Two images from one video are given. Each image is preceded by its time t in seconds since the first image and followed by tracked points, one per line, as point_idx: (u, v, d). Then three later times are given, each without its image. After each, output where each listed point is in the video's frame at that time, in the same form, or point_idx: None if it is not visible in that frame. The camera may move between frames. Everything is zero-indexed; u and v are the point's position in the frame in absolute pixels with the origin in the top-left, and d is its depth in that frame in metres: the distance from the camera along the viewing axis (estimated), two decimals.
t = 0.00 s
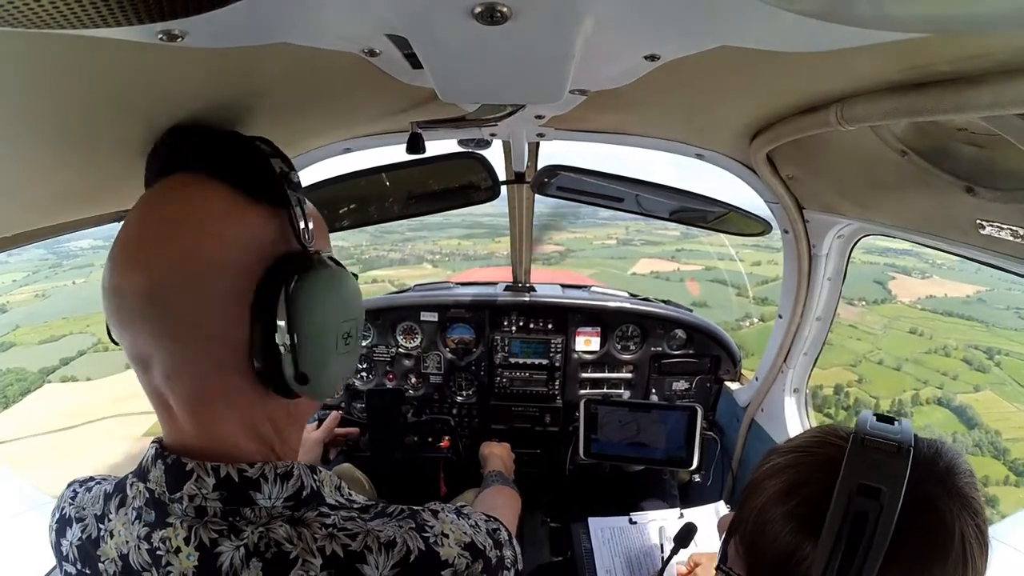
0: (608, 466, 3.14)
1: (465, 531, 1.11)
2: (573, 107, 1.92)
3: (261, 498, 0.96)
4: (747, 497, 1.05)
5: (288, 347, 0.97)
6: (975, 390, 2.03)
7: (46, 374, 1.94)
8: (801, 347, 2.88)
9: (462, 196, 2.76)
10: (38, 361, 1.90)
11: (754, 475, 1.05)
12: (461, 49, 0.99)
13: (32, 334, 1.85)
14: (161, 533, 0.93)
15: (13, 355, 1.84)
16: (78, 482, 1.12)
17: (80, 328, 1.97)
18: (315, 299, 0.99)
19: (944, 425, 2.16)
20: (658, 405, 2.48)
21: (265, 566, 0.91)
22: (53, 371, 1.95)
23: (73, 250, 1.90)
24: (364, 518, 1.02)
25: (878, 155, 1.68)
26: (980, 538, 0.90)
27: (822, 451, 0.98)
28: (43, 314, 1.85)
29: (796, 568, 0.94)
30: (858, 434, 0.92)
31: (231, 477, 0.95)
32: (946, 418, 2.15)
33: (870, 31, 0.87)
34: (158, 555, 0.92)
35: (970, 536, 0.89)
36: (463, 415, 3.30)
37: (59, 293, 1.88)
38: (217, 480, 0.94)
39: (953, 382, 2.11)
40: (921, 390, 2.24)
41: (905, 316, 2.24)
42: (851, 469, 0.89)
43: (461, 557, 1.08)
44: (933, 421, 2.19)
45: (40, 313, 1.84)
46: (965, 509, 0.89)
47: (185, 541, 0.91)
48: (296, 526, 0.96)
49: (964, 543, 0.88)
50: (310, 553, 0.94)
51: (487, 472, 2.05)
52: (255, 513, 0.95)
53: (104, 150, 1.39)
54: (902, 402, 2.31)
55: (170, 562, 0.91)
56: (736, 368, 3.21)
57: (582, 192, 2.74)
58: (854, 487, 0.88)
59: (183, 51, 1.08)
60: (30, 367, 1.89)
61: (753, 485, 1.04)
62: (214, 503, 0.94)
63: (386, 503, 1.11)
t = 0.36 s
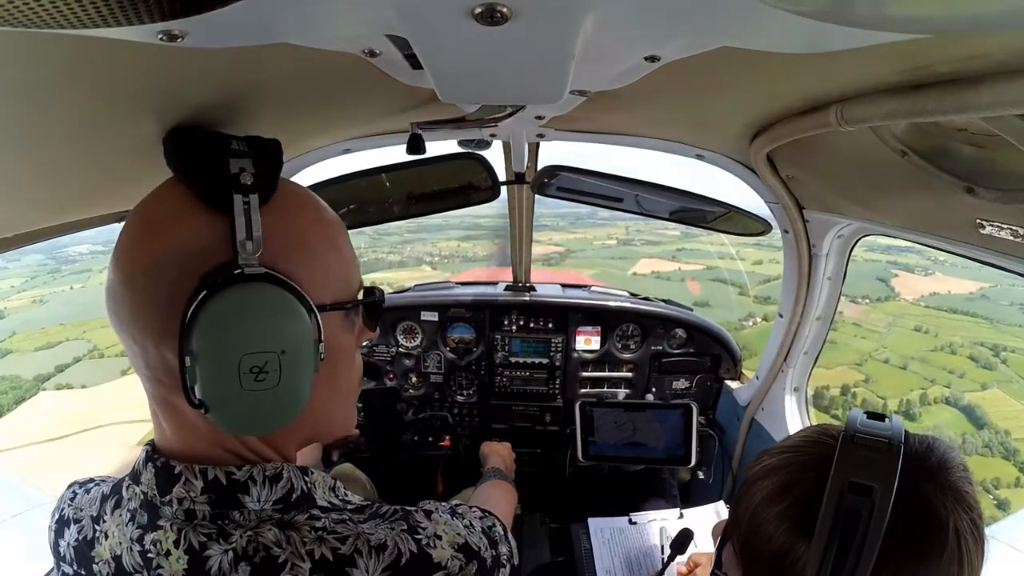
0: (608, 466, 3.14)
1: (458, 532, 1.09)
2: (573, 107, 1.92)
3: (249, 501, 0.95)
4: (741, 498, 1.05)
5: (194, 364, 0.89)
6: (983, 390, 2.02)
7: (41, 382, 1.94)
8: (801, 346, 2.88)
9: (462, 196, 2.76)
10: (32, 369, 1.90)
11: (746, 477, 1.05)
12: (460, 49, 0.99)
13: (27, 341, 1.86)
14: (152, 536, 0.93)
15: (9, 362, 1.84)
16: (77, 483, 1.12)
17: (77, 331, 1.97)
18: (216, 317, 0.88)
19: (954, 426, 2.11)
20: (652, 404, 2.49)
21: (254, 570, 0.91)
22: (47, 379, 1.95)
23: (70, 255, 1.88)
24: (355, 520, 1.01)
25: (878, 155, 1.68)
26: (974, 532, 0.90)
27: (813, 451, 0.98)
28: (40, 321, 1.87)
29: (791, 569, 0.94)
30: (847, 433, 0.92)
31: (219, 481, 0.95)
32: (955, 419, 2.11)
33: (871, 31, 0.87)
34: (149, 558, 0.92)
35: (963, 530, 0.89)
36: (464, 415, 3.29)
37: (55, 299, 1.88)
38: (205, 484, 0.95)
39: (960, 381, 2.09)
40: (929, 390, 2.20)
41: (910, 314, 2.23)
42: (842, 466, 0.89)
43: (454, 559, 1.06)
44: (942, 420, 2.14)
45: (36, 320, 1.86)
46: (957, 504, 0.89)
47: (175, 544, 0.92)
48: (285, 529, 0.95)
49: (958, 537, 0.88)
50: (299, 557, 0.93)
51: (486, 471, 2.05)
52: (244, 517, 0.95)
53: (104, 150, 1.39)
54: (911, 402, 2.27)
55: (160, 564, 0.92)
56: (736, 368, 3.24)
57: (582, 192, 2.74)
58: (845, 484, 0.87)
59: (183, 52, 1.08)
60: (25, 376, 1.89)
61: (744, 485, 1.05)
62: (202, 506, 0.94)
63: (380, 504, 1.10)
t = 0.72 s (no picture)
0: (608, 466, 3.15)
1: (461, 533, 1.09)
2: (573, 107, 1.92)
3: (252, 502, 0.95)
4: (734, 496, 1.05)
5: (194, 363, 0.89)
6: (986, 394, 2.01)
7: (32, 383, 1.94)
8: (801, 347, 2.88)
9: (462, 196, 2.77)
10: (24, 370, 1.89)
11: (740, 475, 1.05)
12: (461, 49, 0.99)
13: (22, 341, 1.84)
14: (155, 537, 0.93)
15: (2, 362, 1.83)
16: (78, 484, 1.12)
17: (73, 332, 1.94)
18: (214, 316, 0.88)
19: (958, 431, 2.10)
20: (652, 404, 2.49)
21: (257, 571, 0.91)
22: (40, 380, 1.95)
23: (67, 253, 1.88)
24: (358, 521, 1.01)
25: (878, 155, 1.68)
26: (967, 525, 0.90)
27: (806, 447, 0.98)
28: (35, 320, 1.86)
29: (784, 565, 0.94)
30: (840, 429, 0.93)
31: (221, 481, 0.94)
32: (959, 423, 2.10)
33: (871, 31, 0.87)
34: (152, 559, 0.92)
35: (956, 523, 0.89)
36: (464, 415, 3.28)
37: (52, 297, 1.87)
38: (208, 484, 0.94)
39: (964, 386, 2.07)
40: (933, 395, 2.18)
41: (910, 316, 2.19)
42: (831, 463, 0.89)
43: (457, 560, 1.06)
44: (946, 425, 2.13)
45: (31, 320, 1.84)
46: (949, 497, 0.89)
47: (178, 545, 0.92)
48: (288, 530, 0.95)
49: (950, 530, 0.88)
50: (302, 558, 0.93)
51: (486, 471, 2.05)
52: (246, 518, 0.94)
53: (105, 150, 1.39)
54: (915, 407, 2.24)
55: (163, 566, 0.92)
56: (736, 368, 3.25)
57: (582, 192, 2.74)
58: (836, 479, 0.88)
59: (183, 52, 1.08)
60: (17, 377, 1.88)
61: (739, 483, 1.05)
62: (206, 507, 0.93)
63: (382, 505, 1.09)
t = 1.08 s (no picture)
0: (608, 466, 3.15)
1: (461, 533, 1.09)
2: (573, 107, 1.92)
3: (255, 500, 0.95)
4: (737, 496, 1.05)
5: (238, 364, 0.89)
6: (988, 399, 2.00)
7: (23, 384, 1.88)
8: (801, 346, 2.88)
9: (462, 196, 2.76)
10: (16, 370, 1.84)
11: (745, 473, 1.05)
12: (461, 49, 0.99)
13: (15, 339, 1.80)
14: (156, 534, 0.92)
15: None
16: (79, 483, 1.12)
17: (65, 330, 1.91)
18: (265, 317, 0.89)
19: (964, 440, 2.07)
20: (651, 405, 2.49)
21: (260, 568, 0.91)
22: (30, 381, 1.89)
23: (64, 251, 1.87)
24: (360, 520, 1.01)
25: (878, 155, 1.69)
26: (969, 527, 0.90)
27: (810, 448, 0.99)
28: (29, 317, 1.81)
29: (788, 565, 0.94)
30: (845, 432, 0.92)
31: (225, 478, 0.94)
32: (965, 432, 2.08)
33: (871, 32, 0.88)
34: (153, 556, 0.91)
35: (960, 524, 0.89)
36: (464, 414, 3.30)
37: (47, 296, 1.84)
38: (212, 482, 0.94)
39: (967, 392, 2.07)
40: (937, 401, 2.17)
41: (913, 319, 2.19)
42: (837, 465, 0.89)
43: (458, 559, 1.06)
44: (952, 433, 2.11)
45: (26, 317, 1.80)
46: (952, 499, 0.89)
47: (180, 542, 0.91)
48: (290, 528, 0.95)
49: (953, 533, 0.88)
50: (304, 555, 0.93)
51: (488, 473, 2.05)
52: (249, 515, 0.94)
53: (104, 150, 1.40)
54: (919, 414, 2.23)
55: (164, 562, 0.91)
56: (736, 368, 3.27)
57: (582, 192, 2.74)
58: (841, 479, 0.88)
59: (183, 52, 1.08)
60: (7, 377, 1.83)
61: (742, 481, 1.05)
62: (209, 504, 0.93)
63: (384, 506, 1.10)
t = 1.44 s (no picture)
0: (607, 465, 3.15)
1: (478, 536, 1.09)
2: (573, 108, 1.92)
3: (280, 500, 0.93)
4: (742, 492, 1.05)
5: (355, 340, 1.04)
6: (989, 404, 1.99)
7: (11, 383, 1.85)
8: (801, 346, 2.88)
9: (462, 196, 2.77)
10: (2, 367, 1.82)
11: (749, 470, 1.05)
12: (461, 49, 0.99)
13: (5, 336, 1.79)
14: (177, 534, 0.91)
15: None
16: (87, 482, 1.12)
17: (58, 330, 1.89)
18: (381, 295, 1.08)
19: (966, 445, 2.07)
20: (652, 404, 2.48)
21: (284, 568, 0.90)
22: (16, 380, 1.86)
23: (58, 247, 1.87)
24: (381, 522, 1.01)
25: (877, 155, 1.69)
26: (972, 528, 0.90)
27: (815, 447, 0.98)
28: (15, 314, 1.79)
29: (790, 563, 0.95)
30: (848, 431, 0.91)
31: (251, 479, 0.93)
32: (965, 437, 2.07)
33: (870, 32, 0.87)
34: (173, 557, 0.90)
35: (963, 526, 0.89)
36: (464, 414, 3.30)
37: (39, 294, 1.83)
38: (238, 483, 0.92)
39: (967, 396, 2.06)
40: (938, 406, 2.15)
41: (911, 322, 2.19)
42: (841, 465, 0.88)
43: (475, 562, 1.06)
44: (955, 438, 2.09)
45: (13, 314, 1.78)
46: (955, 500, 0.89)
47: (202, 542, 0.90)
48: (314, 529, 0.94)
49: (955, 534, 0.88)
50: (327, 556, 0.93)
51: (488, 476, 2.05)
52: (273, 516, 0.93)
53: (105, 149, 1.39)
54: (921, 418, 2.20)
55: (185, 563, 0.89)
56: (736, 368, 3.25)
57: (582, 192, 2.74)
58: (845, 479, 0.87)
59: (184, 51, 1.08)
60: None
61: (746, 477, 1.05)
62: (233, 504, 0.92)
63: (399, 507, 1.09)
